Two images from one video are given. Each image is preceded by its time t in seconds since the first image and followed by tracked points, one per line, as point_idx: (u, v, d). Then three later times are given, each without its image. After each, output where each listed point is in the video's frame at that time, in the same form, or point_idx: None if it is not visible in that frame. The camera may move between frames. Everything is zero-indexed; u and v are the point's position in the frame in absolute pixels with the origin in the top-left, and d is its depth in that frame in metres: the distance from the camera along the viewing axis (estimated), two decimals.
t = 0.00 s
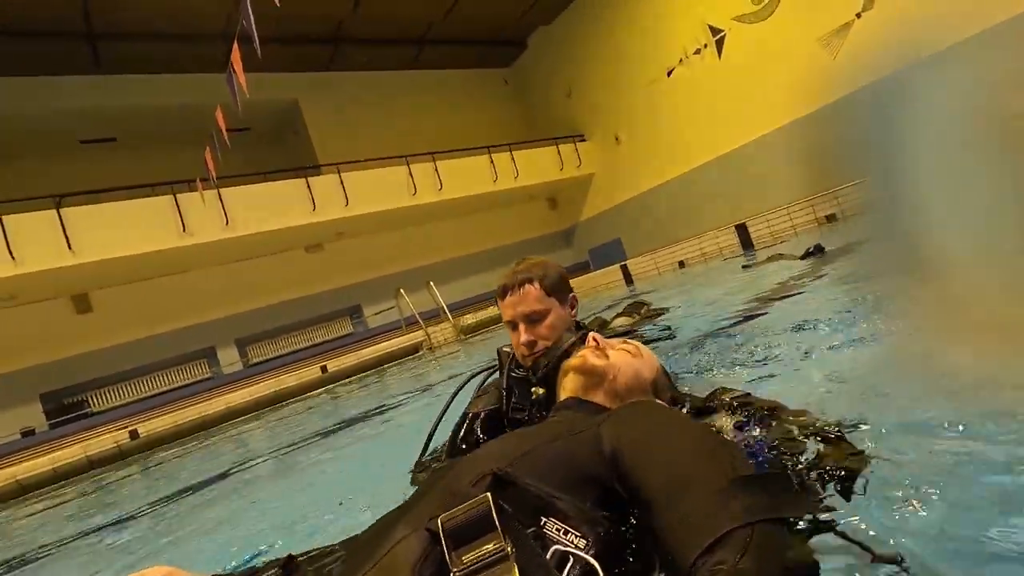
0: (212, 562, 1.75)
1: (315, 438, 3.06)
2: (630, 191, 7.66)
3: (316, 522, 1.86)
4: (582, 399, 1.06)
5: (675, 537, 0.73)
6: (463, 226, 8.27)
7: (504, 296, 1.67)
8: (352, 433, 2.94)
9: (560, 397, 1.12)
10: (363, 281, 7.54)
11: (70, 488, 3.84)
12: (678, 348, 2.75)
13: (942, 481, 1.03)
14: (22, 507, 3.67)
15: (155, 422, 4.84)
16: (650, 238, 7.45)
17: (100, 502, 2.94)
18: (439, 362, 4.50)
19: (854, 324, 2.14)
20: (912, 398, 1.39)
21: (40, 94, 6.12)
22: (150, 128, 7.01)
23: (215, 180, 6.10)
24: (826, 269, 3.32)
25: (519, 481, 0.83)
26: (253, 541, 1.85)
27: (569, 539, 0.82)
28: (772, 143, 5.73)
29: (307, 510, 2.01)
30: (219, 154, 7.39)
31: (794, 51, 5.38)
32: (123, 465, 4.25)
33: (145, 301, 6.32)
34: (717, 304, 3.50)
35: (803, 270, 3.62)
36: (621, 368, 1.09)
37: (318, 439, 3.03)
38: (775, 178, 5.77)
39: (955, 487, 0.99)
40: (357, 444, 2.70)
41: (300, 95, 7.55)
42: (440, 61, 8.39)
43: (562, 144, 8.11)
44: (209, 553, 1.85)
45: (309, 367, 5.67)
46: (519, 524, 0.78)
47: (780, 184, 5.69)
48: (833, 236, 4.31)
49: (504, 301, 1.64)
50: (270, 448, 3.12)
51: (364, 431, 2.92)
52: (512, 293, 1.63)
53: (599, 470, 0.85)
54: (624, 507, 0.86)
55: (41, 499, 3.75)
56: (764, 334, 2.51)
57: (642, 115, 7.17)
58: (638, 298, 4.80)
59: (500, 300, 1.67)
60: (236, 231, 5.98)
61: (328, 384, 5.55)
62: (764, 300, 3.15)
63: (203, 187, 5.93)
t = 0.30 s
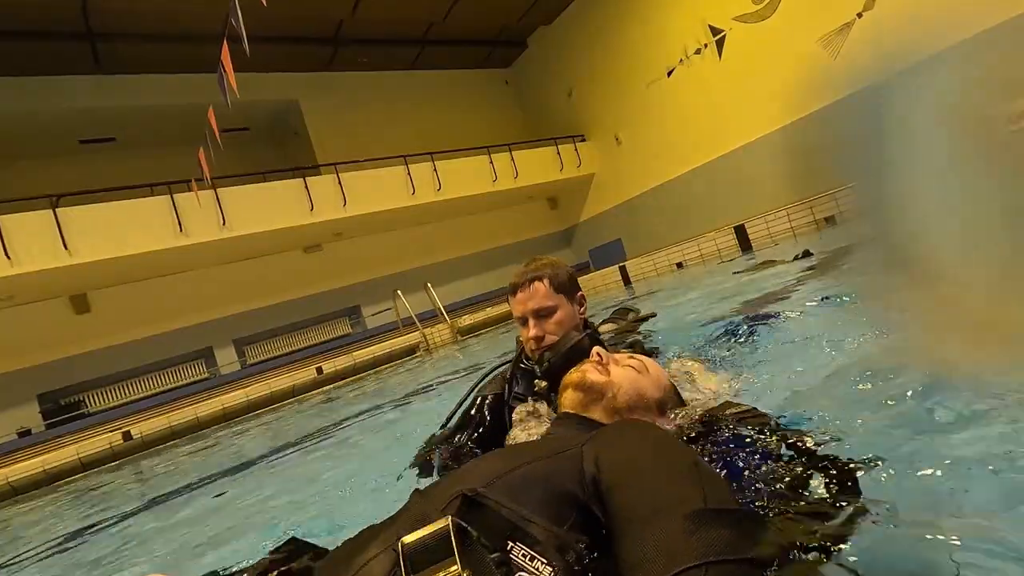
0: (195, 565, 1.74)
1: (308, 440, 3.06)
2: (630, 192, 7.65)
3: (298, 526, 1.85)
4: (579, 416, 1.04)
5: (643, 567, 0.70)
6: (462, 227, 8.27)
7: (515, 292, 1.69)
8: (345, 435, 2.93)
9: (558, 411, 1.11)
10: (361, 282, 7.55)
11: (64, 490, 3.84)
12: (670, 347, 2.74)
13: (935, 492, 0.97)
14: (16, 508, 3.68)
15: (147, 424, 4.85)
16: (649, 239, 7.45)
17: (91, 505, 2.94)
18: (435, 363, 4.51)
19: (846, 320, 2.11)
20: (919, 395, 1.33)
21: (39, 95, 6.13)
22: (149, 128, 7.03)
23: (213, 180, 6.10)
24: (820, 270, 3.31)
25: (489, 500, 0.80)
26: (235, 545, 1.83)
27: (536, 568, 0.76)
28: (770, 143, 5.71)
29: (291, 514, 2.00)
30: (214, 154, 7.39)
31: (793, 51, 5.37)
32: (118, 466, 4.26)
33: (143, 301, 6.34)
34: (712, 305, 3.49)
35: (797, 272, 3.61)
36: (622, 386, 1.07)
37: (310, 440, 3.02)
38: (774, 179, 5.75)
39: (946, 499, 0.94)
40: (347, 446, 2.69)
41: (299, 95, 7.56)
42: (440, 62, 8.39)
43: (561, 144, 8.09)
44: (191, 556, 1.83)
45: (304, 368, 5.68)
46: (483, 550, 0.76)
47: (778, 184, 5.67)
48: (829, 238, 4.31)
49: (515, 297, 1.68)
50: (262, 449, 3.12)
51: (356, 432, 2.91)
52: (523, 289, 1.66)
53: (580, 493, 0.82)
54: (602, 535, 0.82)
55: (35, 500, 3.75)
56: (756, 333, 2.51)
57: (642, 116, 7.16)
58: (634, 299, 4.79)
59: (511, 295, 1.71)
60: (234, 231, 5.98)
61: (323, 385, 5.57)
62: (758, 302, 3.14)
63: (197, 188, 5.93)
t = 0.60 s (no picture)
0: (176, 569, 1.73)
1: (301, 441, 3.05)
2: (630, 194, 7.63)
3: (281, 530, 1.84)
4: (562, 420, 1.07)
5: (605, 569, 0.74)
6: (462, 228, 8.26)
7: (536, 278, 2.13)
8: (339, 436, 2.93)
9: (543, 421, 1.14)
10: (361, 282, 7.54)
11: (59, 490, 3.84)
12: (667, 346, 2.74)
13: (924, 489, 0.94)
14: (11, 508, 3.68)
15: (142, 424, 4.85)
16: (650, 240, 7.42)
17: (83, 506, 2.93)
18: (432, 364, 4.49)
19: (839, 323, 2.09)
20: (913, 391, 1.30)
21: (38, 94, 6.14)
22: (148, 128, 7.04)
23: (212, 180, 6.11)
24: (816, 271, 3.30)
25: (465, 505, 0.87)
26: (220, 547, 1.83)
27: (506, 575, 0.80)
28: (770, 144, 5.68)
29: (277, 517, 1.99)
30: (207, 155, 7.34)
31: (794, 51, 5.34)
32: (113, 467, 4.26)
33: (143, 301, 6.36)
34: (709, 306, 3.48)
35: (798, 273, 3.58)
36: (604, 393, 1.12)
37: (304, 442, 3.02)
38: (774, 180, 5.71)
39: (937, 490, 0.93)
40: (340, 448, 2.68)
41: (299, 96, 7.57)
42: (440, 62, 8.39)
43: (562, 144, 8.07)
44: (176, 558, 1.83)
45: (301, 369, 5.68)
46: (450, 554, 0.82)
47: (779, 185, 5.64)
48: (828, 239, 4.26)
49: (537, 281, 2.11)
50: (256, 451, 3.12)
51: (349, 435, 2.90)
52: (543, 273, 2.10)
53: (556, 499, 0.87)
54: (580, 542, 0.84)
55: (30, 501, 3.75)
56: (752, 333, 2.49)
57: (642, 116, 7.15)
58: (632, 300, 4.75)
59: (533, 281, 2.13)
60: (231, 231, 5.98)
61: (320, 386, 5.57)
62: (752, 304, 3.11)
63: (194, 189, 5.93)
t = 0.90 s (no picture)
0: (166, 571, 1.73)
1: (298, 443, 3.05)
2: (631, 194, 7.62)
3: (273, 531, 1.84)
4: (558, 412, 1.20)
5: (584, 544, 0.75)
6: (463, 229, 8.26)
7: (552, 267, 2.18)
8: (335, 438, 2.93)
9: (545, 412, 1.28)
10: (361, 283, 7.54)
11: (57, 490, 3.85)
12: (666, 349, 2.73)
13: (914, 482, 0.95)
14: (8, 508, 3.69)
15: (138, 426, 4.84)
16: (651, 241, 7.41)
17: (79, 507, 2.94)
18: (429, 366, 4.48)
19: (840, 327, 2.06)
20: (925, 387, 1.31)
21: (39, 94, 6.15)
22: (148, 128, 7.05)
23: (212, 181, 6.11)
24: (814, 275, 3.28)
25: (454, 497, 0.88)
26: (210, 549, 1.83)
27: (494, 561, 0.80)
28: (771, 145, 5.66)
29: (270, 518, 2.00)
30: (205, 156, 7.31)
31: (795, 52, 5.32)
32: (110, 467, 4.27)
33: (144, 301, 6.38)
34: (705, 310, 3.46)
35: (797, 276, 3.56)
36: (600, 385, 1.22)
37: (300, 444, 3.02)
38: (775, 182, 5.69)
39: (929, 484, 0.93)
40: (335, 449, 2.69)
41: (300, 96, 7.57)
42: (441, 63, 8.40)
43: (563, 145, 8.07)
44: (167, 560, 1.83)
45: (299, 371, 5.68)
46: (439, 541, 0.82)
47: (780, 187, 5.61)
48: (828, 243, 4.23)
49: (553, 269, 2.16)
50: (251, 453, 3.11)
51: (345, 437, 2.90)
52: (560, 264, 2.16)
53: (546, 487, 0.89)
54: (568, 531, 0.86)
55: (27, 501, 3.76)
56: (749, 335, 2.48)
57: (644, 117, 7.14)
58: (630, 304, 4.73)
59: (548, 270, 2.18)
60: (231, 232, 5.98)
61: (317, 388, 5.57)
62: (747, 308, 3.08)
63: (192, 189, 5.93)
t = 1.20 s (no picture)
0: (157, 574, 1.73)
1: (295, 445, 3.06)
2: (634, 196, 7.60)
3: (266, 534, 1.84)
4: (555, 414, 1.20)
5: (577, 540, 0.75)
6: (465, 230, 8.26)
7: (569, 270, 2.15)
8: (332, 441, 2.94)
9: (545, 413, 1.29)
10: (362, 284, 7.54)
11: (55, 491, 3.86)
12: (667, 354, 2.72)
13: (914, 496, 0.96)
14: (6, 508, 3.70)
15: (137, 428, 4.85)
16: (653, 244, 7.39)
17: (76, 509, 2.94)
18: (428, 369, 4.48)
19: (838, 336, 2.03)
20: (927, 395, 1.32)
21: (43, 95, 6.19)
22: (151, 129, 7.07)
23: (215, 182, 6.14)
24: (814, 281, 3.25)
25: (451, 496, 0.89)
26: (202, 552, 1.83)
27: (489, 555, 0.83)
28: (773, 148, 5.63)
29: (264, 520, 2.00)
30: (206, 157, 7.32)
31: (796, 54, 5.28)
32: (108, 468, 4.28)
33: (146, 302, 6.40)
34: (705, 315, 3.43)
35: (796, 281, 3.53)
36: (598, 388, 1.21)
37: (297, 446, 3.03)
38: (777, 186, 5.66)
39: (927, 498, 0.94)
40: (332, 453, 2.69)
41: (302, 98, 7.59)
42: (443, 65, 8.41)
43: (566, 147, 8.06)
44: (159, 563, 1.83)
45: (298, 373, 5.68)
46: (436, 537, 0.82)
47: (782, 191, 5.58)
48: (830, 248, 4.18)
49: (569, 272, 2.13)
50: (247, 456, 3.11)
51: (341, 440, 2.90)
52: (576, 268, 2.13)
53: (541, 485, 0.89)
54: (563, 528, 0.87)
55: (26, 502, 3.76)
56: (748, 340, 2.47)
57: (646, 120, 7.13)
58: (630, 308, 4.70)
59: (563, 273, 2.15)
60: (233, 233, 5.99)
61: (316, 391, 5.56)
62: (747, 314, 3.02)
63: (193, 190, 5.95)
